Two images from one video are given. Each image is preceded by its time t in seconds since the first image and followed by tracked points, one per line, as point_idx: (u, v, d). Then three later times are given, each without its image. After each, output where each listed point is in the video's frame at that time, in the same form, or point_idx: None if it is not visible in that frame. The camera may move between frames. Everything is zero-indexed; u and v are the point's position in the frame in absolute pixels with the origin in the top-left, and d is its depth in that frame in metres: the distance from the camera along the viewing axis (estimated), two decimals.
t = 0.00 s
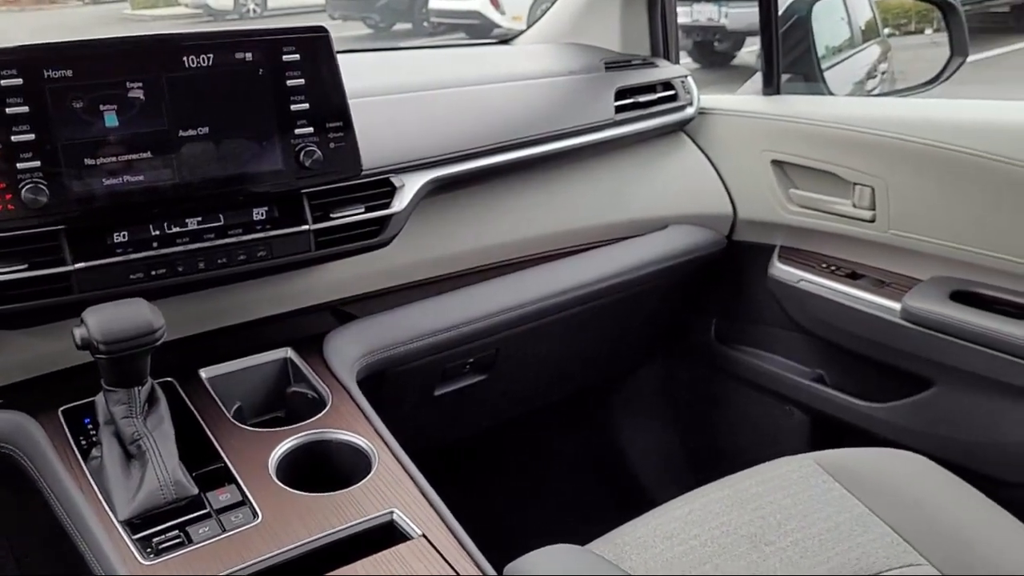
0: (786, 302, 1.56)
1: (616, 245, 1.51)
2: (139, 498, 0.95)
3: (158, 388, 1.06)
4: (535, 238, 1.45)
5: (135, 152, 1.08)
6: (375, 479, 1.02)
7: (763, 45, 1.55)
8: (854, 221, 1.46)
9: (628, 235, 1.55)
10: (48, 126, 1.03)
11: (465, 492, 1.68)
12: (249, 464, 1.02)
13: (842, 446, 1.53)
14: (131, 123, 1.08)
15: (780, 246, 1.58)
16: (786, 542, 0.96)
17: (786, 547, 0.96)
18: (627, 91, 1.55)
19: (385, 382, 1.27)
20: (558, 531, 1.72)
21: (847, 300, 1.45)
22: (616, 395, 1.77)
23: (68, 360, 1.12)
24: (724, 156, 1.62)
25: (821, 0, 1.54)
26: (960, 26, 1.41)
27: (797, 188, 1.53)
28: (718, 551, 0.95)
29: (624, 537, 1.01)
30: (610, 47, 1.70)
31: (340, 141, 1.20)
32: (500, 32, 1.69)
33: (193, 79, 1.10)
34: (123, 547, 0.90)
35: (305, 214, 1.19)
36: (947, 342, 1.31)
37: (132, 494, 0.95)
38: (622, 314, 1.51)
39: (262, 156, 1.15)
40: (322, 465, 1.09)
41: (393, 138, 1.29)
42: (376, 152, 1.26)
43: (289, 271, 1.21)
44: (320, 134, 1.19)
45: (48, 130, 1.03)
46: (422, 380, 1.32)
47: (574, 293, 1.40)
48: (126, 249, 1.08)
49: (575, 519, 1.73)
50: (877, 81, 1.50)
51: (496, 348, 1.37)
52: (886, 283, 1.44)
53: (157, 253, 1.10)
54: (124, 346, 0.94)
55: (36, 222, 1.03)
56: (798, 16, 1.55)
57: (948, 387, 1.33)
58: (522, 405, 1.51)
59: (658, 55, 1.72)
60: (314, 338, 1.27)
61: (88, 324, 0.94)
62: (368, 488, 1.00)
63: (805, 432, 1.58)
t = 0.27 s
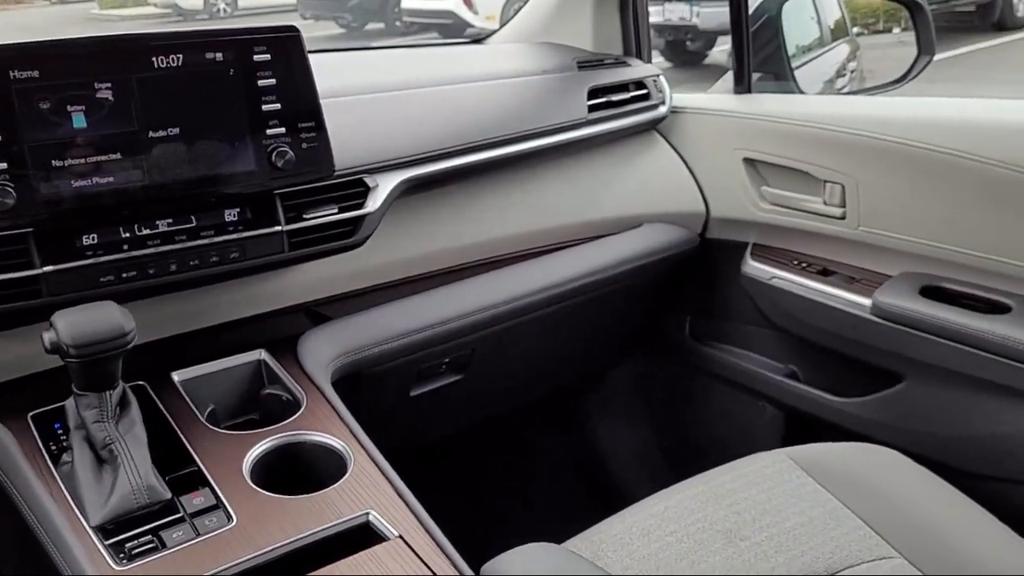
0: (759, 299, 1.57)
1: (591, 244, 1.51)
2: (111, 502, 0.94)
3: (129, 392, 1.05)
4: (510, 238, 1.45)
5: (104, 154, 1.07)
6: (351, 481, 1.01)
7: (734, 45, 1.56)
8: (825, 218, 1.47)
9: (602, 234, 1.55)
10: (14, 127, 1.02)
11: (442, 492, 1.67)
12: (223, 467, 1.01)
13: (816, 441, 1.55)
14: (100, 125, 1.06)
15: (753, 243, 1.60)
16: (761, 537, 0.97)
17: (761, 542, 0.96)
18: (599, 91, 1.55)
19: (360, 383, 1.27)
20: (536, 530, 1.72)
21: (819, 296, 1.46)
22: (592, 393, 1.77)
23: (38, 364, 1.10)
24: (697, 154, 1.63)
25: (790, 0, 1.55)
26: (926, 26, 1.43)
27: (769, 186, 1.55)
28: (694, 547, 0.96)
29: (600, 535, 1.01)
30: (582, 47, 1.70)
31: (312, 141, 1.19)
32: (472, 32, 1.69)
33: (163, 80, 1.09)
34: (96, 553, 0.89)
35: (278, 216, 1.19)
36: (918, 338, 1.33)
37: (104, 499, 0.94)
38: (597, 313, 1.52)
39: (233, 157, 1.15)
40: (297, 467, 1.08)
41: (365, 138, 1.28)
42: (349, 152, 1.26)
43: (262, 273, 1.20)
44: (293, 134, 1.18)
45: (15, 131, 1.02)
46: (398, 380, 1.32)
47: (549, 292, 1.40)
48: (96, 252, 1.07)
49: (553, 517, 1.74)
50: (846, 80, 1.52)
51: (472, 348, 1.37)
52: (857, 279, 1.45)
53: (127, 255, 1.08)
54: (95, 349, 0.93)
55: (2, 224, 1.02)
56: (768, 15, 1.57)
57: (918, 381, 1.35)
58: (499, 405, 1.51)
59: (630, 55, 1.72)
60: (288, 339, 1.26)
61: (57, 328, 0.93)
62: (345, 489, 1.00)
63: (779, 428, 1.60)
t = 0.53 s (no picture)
0: (733, 297, 1.58)
1: (566, 244, 1.51)
2: (84, 508, 0.93)
3: (101, 395, 1.04)
4: (485, 238, 1.45)
5: (73, 155, 1.05)
6: (327, 483, 1.01)
7: (706, 45, 1.57)
8: (797, 217, 1.49)
9: (577, 233, 1.55)
10: None
11: (419, 493, 1.67)
12: (197, 471, 1.00)
13: (790, 437, 1.56)
14: (70, 126, 1.05)
15: (727, 242, 1.61)
16: (736, 533, 0.98)
17: (736, 538, 0.97)
18: (573, 90, 1.56)
19: (335, 384, 1.26)
20: (512, 530, 1.72)
21: (792, 294, 1.47)
22: (568, 392, 1.78)
23: (8, 369, 1.09)
24: (671, 154, 1.64)
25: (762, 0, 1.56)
26: (895, 27, 1.45)
27: (742, 185, 1.56)
28: (671, 544, 0.97)
29: (577, 533, 1.01)
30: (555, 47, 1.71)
31: (285, 142, 1.18)
32: (446, 32, 1.69)
33: (133, 80, 1.08)
34: (67, 559, 0.88)
35: (251, 217, 1.18)
36: (889, 334, 1.34)
37: (76, 504, 0.93)
38: (573, 313, 1.52)
39: (205, 158, 1.14)
40: (273, 470, 1.08)
41: (339, 138, 1.28)
42: (323, 152, 1.25)
43: (236, 275, 1.19)
44: (266, 135, 1.17)
45: None
46: (373, 382, 1.32)
47: (526, 292, 1.41)
48: (66, 254, 1.06)
49: (529, 517, 1.74)
50: (817, 80, 1.53)
51: (448, 348, 1.37)
52: (830, 277, 1.47)
53: (97, 258, 1.07)
54: (65, 353, 0.92)
55: None
56: (740, 16, 1.58)
57: (890, 377, 1.36)
58: (475, 405, 1.51)
59: (603, 55, 1.73)
60: (262, 341, 1.25)
61: (27, 332, 0.92)
62: (320, 492, 0.99)
63: (753, 425, 1.61)
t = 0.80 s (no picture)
0: (708, 296, 1.59)
1: (541, 244, 1.51)
2: (55, 514, 0.92)
3: (72, 401, 1.03)
4: (460, 238, 1.45)
5: (42, 158, 1.04)
6: (303, 485, 1.00)
7: (679, 44, 1.58)
8: (770, 215, 1.50)
9: (552, 233, 1.56)
10: None
11: (396, 494, 1.66)
12: (171, 475, 1.00)
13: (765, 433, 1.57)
14: (38, 128, 1.04)
15: (701, 240, 1.62)
16: (712, 529, 0.99)
17: (712, 535, 0.98)
18: (547, 90, 1.56)
19: (311, 386, 1.26)
20: (490, 529, 1.72)
21: (766, 292, 1.48)
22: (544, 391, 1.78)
23: None
24: (644, 154, 1.64)
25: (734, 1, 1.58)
26: (865, 27, 1.47)
27: (715, 184, 1.57)
28: (648, 542, 0.97)
29: (554, 532, 1.01)
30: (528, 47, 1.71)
31: (258, 143, 1.18)
32: (419, 32, 1.69)
33: (103, 81, 1.07)
34: (39, 566, 0.87)
35: (224, 219, 1.17)
36: (862, 331, 1.35)
37: (48, 511, 0.92)
38: (549, 312, 1.52)
39: (177, 160, 1.13)
40: (248, 474, 1.07)
41: (312, 139, 1.27)
42: (296, 153, 1.25)
43: (209, 277, 1.18)
44: (238, 136, 1.16)
45: None
46: (349, 383, 1.31)
47: (502, 292, 1.41)
48: (35, 258, 1.04)
49: (507, 516, 1.74)
50: (789, 79, 1.54)
51: (424, 349, 1.37)
52: (803, 275, 1.48)
53: (67, 261, 1.06)
54: (35, 358, 0.91)
55: None
56: (712, 15, 1.59)
57: (862, 373, 1.38)
58: (452, 405, 1.51)
59: (576, 54, 1.74)
60: (236, 344, 1.25)
61: None
62: (297, 494, 0.99)
63: (729, 422, 1.62)
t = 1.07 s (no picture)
0: (686, 294, 1.60)
1: (520, 243, 1.52)
2: (30, 520, 0.90)
3: (44, 407, 1.02)
4: (438, 238, 1.44)
5: (13, 160, 1.03)
6: (281, 488, 1.00)
7: (655, 44, 1.58)
8: (746, 213, 1.51)
9: (531, 233, 1.56)
10: None
11: (376, 496, 1.66)
12: (148, 479, 0.99)
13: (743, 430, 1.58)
14: (9, 130, 1.03)
15: (679, 239, 1.63)
16: (692, 526, 0.99)
17: (692, 531, 0.98)
18: (524, 90, 1.56)
19: (289, 389, 1.25)
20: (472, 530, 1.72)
21: (743, 290, 1.49)
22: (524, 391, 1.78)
23: None
24: (622, 153, 1.65)
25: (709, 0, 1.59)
26: (838, 27, 1.48)
27: (692, 182, 1.57)
28: (628, 539, 0.97)
29: (535, 532, 1.02)
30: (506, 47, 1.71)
31: (233, 144, 1.17)
32: (397, 32, 1.68)
33: (75, 83, 1.06)
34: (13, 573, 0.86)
35: (199, 221, 1.16)
36: (839, 328, 1.36)
37: (22, 517, 0.91)
38: (528, 312, 1.52)
39: (151, 162, 1.12)
40: (226, 477, 1.06)
41: (288, 140, 1.26)
42: (272, 154, 1.24)
43: (184, 279, 1.18)
44: (213, 137, 1.16)
45: None
46: (327, 385, 1.30)
47: (480, 291, 1.41)
48: (7, 261, 1.03)
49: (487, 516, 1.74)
50: (765, 78, 1.55)
51: (403, 350, 1.36)
52: (780, 272, 1.49)
53: (39, 265, 1.05)
54: (8, 363, 0.90)
55: None
56: (688, 15, 1.60)
57: (839, 369, 1.39)
58: (431, 406, 1.51)
59: (553, 55, 1.74)
60: (214, 347, 1.24)
61: None
62: (275, 496, 0.98)
63: (707, 419, 1.63)
